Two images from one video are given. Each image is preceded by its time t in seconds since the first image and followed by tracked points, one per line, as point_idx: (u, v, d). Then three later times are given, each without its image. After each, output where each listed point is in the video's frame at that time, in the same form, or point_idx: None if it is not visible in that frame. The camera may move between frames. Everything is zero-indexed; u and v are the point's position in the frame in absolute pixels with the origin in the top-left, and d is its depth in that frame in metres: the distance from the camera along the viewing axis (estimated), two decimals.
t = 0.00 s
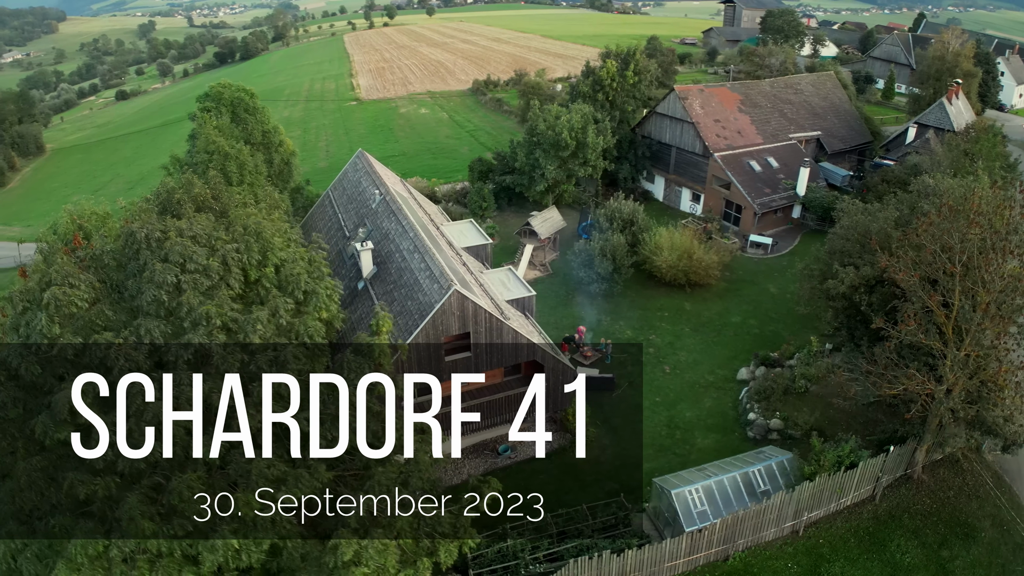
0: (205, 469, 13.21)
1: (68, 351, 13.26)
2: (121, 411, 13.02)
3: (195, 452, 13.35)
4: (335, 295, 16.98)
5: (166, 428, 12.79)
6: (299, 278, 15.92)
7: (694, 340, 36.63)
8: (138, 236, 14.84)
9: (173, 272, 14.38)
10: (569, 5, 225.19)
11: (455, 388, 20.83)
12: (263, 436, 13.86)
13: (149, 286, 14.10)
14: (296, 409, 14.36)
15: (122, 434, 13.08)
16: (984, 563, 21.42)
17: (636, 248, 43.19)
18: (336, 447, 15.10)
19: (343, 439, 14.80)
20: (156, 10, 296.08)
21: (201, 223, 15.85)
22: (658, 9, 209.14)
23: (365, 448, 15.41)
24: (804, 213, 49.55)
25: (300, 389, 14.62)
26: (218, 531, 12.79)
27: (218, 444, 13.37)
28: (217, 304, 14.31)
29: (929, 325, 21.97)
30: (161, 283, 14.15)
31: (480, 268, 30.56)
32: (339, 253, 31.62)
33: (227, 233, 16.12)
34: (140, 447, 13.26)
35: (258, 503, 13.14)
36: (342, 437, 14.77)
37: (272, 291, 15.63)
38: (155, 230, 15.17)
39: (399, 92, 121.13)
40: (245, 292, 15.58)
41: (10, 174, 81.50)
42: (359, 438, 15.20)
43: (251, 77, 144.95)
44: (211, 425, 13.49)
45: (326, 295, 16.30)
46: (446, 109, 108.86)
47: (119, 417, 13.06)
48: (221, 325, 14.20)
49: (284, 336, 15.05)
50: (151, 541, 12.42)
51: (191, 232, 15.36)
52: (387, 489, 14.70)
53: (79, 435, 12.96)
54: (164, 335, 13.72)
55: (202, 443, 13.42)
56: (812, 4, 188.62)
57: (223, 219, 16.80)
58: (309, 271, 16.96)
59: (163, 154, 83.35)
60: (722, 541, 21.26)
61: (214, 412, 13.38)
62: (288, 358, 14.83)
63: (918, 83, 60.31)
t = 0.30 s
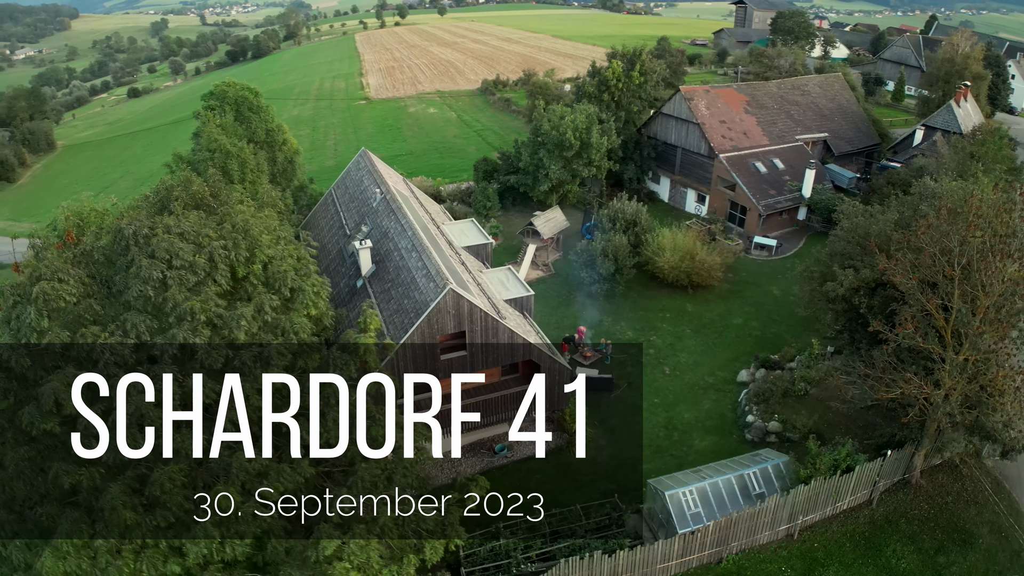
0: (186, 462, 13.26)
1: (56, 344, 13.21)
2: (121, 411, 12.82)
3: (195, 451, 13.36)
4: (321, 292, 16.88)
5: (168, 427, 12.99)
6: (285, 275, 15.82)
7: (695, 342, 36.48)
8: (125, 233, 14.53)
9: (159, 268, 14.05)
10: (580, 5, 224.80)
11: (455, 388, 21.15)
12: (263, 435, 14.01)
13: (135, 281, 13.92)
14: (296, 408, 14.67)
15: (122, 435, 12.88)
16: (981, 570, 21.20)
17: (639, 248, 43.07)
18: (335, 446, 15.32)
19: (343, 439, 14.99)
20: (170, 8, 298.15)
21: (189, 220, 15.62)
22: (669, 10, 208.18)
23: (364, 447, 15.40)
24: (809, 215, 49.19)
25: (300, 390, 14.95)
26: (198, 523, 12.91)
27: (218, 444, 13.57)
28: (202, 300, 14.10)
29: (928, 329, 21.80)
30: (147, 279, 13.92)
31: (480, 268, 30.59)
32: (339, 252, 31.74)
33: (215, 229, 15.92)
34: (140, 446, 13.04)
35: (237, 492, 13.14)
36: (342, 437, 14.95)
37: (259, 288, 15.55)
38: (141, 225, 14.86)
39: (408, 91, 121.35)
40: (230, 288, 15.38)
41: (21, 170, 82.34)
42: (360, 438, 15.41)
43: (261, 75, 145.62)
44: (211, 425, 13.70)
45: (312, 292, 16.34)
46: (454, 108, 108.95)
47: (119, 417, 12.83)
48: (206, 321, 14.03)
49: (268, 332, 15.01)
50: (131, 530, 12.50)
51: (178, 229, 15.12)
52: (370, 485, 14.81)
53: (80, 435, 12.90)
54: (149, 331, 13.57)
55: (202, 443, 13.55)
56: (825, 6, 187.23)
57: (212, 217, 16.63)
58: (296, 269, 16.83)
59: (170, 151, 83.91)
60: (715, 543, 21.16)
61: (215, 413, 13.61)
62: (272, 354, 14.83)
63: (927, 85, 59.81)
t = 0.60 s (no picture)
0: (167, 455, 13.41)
1: (44, 339, 12.88)
2: (121, 413, 12.77)
3: (195, 452, 13.65)
4: (310, 288, 16.30)
5: (167, 429, 12.97)
6: (273, 272, 15.25)
7: (696, 343, 36.33)
8: (113, 230, 14.44)
9: (146, 264, 13.81)
10: (590, 6, 224.48)
11: (455, 388, 21.96)
12: (263, 436, 14.31)
13: (122, 277, 13.66)
14: (296, 408, 14.88)
15: (122, 435, 13.02)
16: None
17: (642, 249, 42.95)
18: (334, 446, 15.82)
19: (343, 439, 15.51)
20: (183, 6, 300.45)
21: (178, 218, 15.31)
22: (680, 11, 207.47)
23: (364, 447, 15.96)
24: (815, 217, 48.82)
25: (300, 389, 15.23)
26: (181, 515, 13.01)
27: (218, 444, 13.67)
28: (186, 296, 13.74)
29: (926, 333, 21.64)
30: (133, 275, 13.67)
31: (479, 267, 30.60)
32: (340, 250, 31.86)
33: (203, 228, 15.61)
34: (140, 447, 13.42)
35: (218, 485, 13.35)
36: (342, 437, 15.51)
37: (246, 285, 15.05)
38: (129, 224, 14.70)
39: (416, 91, 121.55)
40: (219, 285, 14.98)
41: (32, 167, 83.12)
42: (360, 438, 15.91)
43: (271, 74, 146.30)
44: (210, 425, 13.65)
45: (300, 289, 15.87)
46: (462, 108, 109.05)
47: (119, 418, 12.81)
48: (191, 318, 13.67)
49: (254, 330, 14.63)
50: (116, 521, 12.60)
51: (166, 226, 14.80)
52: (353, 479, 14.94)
53: (79, 435, 12.83)
54: (134, 326, 13.32)
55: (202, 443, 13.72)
56: (838, 7, 185.92)
57: (201, 215, 16.25)
58: (285, 266, 16.34)
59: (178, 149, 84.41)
60: (708, 546, 21.05)
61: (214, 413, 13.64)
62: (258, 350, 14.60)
63: (935, 88, 59.35)
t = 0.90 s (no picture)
0: (155, 449, 13.29)
1: (35, 332, 13.04)
2: (121, 414, 12.82)
3: (195, 451, 13.23)
4: (299, 285, 16.16)
5: (168, 427, 13.01)
6: (261, 269, 15.20)
7: (696, 345, 36.18)
8: (103, 227, 14.44)
9: (134, 261, 13.83)
10: (601, 6, 224.28)
11: (455, 387, 22.39)
12: (263, 436, 14.05)
13: (110, 273, 13.71)
14: (297, 409, 14.84)
15: (122, 434, 12.93)
16: None
17: (645, 250, 42.83)
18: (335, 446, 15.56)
19: (343, 439, 15.36)
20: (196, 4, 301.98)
21: (169, 216, 15.30)
22: (692, 11, 206.60)
23: (363, 447, 15.79)
24: (820, 220, 48.38)
25: (300, 390, 15.09)
26: (165, 506, 13.02)
27: (218, 444, 13.44)
28: (173, 293, 13.76)
29: (924, 336, 21.49)
30: (121, 271, 13.70)
31: (479, 267, 30.62)
32: (340, 249, 31.99)
33: (193, 226, 15.54)
34: (140, 446, 13.20)
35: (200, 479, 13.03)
36: (342, 436, 15.30)
37: (234, 283, 15.01)
38: (119, 220, 14.72)
39: (426, 90, 121.86)
40: (207, 283, 15.07)
41: (42, 163, 83.89)
42: (360, 438, 15.75)
43: (282, 73, 147.03)
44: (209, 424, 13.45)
45: (289, 286, 15.72)
46: (470, 108, 109.13)
47: (119, 420, 12.86)
48: (176, 314, 13.69)
49: (242, 326, 14.48)
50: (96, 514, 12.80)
51: (154, 224, 14.79)
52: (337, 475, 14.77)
53: (81, 435, 12.77)
54: (121, 321, 13.35)
55: (202, 443, 13.36)
56: (851, 9, 184.47)
57: (191, 212, 16.15)
58: (274, 264, 16.21)
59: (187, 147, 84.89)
60: (701, 549, 20.95)
61: (214, 413, 13.40)
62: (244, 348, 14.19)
63: (944, 90, 58.85)
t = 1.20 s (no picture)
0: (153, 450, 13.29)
1: (26, 326, 13.19)
2: (121, 414, 12.82)
3: (195, 452, 13.15)
4: (288, 282, 16.06)
5: (167, 427, 12.92)
6: (250, 266, 15.08)
7: (697, 346, 36.04)
8: (94, 224, 14.21)
9: (122, 257, 13.68)
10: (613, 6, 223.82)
11: (454, 387, 22.51)
12: (263, 436, 14.11)
13: (99, 268, 13.64)
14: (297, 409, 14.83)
15: (122, 436, 12.98)
16: None
17: (648, 251, 42.72)
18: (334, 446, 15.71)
19: (343, 439, 15.40)
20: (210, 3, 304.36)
21: (159, 213, 15.16)
22: (703, 12, 205.65)
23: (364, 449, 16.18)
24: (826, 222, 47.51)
25: (300, 390, 15.08)
26: (150, 498, 13.10)
27: (219, 444, 13.37)
28: (161, 288, 13.73)
29: (922, 340, 21.34)
30: (110, 266, 13.59)
31: (478, 267, 30.67)
32: (341, 247, 32.08)
33: (183, 223, 15.36)
34: (140, 447, 13.19)
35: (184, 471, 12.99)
36: (343, 438, 15.41)
37: (224, 280, 14.93)
38: (110, 216, 14.59)
39: (436, 90, 122.11)
40: (198, 279, 14.95)
41: (53, 160, 84.74)
42: (360, 439, 16.10)
43: (292, 72, 147.75)
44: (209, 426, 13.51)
45: (278, 283, 15.60)
46: (479, 108, 109.20)
47: (119, 420, 12.86)
48: (163, 310, 13.67)
49: (229, 323, 14.47)
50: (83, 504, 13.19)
51: (144, 221, 14.63)
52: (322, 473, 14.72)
53: (80, 434, 12.85)
54: (110, 316, 13.36)
55: (202, 443, 13.31)
56: (864, 11, 182.97)
57: (182, 209, 15.94)
58: (265, 261, 16.08)
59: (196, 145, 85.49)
60: (694, 550, 20.87)
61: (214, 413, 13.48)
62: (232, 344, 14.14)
63: (954, 93, 58.33)
